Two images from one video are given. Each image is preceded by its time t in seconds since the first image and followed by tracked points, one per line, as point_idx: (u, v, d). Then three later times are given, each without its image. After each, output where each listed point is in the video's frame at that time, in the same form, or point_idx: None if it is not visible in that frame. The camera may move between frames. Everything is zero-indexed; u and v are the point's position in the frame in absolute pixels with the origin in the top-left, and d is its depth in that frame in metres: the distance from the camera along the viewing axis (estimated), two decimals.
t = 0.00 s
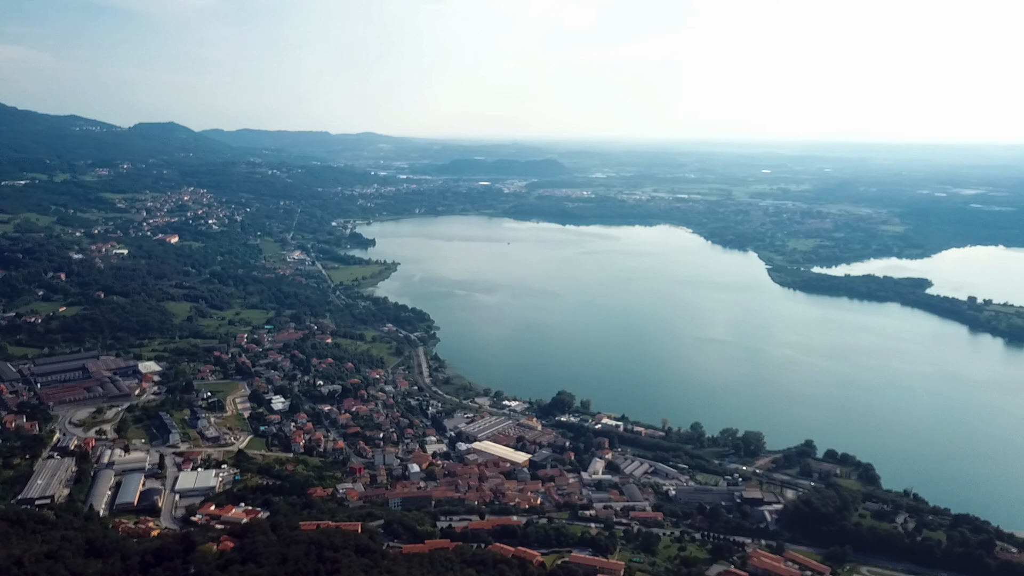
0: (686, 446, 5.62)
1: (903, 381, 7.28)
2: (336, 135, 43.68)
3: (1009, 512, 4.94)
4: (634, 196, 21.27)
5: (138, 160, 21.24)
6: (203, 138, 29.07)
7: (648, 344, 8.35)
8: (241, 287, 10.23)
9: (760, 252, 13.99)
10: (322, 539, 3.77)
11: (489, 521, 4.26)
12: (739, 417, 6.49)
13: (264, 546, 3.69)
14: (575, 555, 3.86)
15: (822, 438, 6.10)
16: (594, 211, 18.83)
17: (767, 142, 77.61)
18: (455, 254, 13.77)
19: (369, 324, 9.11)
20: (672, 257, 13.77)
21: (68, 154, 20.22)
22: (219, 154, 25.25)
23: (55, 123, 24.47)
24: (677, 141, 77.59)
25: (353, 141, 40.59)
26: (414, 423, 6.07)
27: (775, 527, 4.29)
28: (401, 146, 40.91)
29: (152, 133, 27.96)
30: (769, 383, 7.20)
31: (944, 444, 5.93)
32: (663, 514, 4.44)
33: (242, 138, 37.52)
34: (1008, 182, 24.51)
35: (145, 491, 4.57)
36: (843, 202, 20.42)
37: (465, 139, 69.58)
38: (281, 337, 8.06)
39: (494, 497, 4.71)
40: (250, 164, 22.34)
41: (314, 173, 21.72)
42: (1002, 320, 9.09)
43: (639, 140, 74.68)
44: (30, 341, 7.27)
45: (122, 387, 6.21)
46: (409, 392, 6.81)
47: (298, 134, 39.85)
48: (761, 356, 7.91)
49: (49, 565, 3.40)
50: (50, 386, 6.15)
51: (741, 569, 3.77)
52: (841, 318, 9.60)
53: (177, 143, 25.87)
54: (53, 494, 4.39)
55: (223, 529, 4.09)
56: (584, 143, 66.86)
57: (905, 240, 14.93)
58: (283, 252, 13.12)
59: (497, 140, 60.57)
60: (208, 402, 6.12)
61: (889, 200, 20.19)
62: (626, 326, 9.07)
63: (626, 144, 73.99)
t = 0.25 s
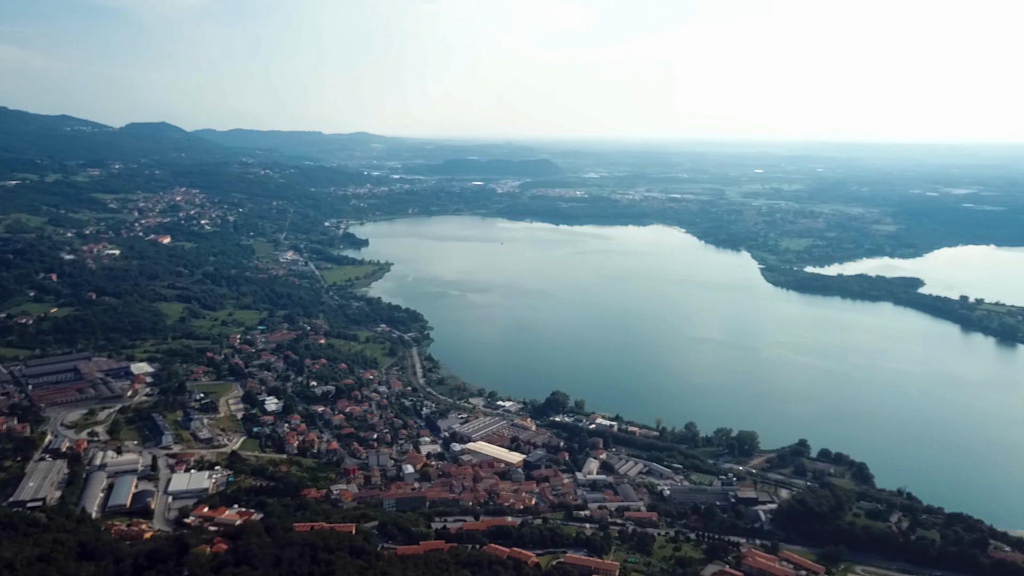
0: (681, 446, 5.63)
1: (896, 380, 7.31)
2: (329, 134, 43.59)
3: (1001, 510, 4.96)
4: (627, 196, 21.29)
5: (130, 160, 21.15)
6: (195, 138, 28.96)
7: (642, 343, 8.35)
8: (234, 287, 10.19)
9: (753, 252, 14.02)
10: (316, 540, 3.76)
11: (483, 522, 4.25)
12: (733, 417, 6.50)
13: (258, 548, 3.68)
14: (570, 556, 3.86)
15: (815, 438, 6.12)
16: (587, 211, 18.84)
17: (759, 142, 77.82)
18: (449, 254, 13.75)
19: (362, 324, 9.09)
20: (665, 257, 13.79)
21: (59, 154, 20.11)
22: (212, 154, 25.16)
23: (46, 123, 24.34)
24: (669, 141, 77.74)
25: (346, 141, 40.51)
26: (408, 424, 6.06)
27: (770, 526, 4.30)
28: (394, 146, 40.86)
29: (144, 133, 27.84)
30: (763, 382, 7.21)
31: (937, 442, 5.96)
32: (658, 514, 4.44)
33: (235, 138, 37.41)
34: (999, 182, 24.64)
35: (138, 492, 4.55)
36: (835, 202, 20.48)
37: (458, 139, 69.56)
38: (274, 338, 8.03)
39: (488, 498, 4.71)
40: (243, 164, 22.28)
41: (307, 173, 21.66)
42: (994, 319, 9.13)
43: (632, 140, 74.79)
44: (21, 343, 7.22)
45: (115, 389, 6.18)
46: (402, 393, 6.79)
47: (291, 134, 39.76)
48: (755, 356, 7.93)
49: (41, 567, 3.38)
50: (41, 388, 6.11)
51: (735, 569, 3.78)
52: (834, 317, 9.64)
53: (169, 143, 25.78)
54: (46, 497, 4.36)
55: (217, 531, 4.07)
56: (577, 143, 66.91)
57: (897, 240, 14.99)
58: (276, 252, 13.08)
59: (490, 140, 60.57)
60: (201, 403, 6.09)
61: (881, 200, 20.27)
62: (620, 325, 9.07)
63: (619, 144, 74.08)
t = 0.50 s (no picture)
0: (674, 446, 5.63)
1: (888, 379, 7.34)
2: (320, 134, 43.49)
3: (993, 509, 4.99)
4: (619, 196, 21.31)
5: (120, 160, 21.04)
6: (186, 138, 28.84)
7: (635, 343, 8.36)
8: (226, 288, 10.14)
9: (745, 251, 14.06)
10: (309, 543, 3.74)
11: (477, 522, 4.24)
12: (726, 416, 6.51)
13: (250, 551, 3.66)
14: (564, 557, 3.85)
15: (808, 437, 6.13)
16: (579, 211, 18.85)
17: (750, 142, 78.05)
18: (441, 254, 13.73)
19: (355, 324, 9.07)
20: (657, 257, 13.81)
21: (49, 155, 19.99)
22: (202, 154, 25.05)
23: (35, 123, 24.18)
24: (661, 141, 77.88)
25: (338, 141, 40.42)
26: (401, 424, 6.05)
27: (763, 526, 4.31)
28: (386, 146, 40.81)
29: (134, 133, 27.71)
30: (756, 381, 7.22)
31: (928, 441, 5.99)
32: (651, 515, 4.45)
33: (226, 138, 37.28)
34: (988, 181, 24.79)
35: (129, 495, 4.52)
36: (826, 201, 20.56)
37: (450, 139, 69.52)
38: (266, 339, 8.00)
39: (482, 499, 4.70)
40: (234, 164, 22.20)
41: (299, 173, 21.59)
42: (984, 318, 9.19)
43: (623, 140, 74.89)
44: (11, 344, 7.17)
45: (106, 391, 6.14)
46: (395, 393, 6.77)
47: (282, 134, 39.65)
48: (748, 355, 7.94)
49: (31, 571, 3.35)
50: (31, 390, 6.07)
51: (729, 569, 3.78)
52: (826, 316, 9.67)
53: (159, 143, 25.67)
54: (36, 500, 4.33)
55: (209, 533, 4.05)
56: (569, 143, 66.95)
57: (888, 239, 15.06)
58: (267, 252, 13.04)
59: (482, 140, 60.54)
60: (193, 404, 6.06)
61: (872, 199, 20.35)
62: (613, 325, 9.08)
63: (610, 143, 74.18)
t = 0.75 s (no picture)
0: (669, 446, 5.64)
1: (881, 378, 7.36)
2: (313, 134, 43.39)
3: (987, 508, 5.00)
4: (613, 196, 21.34)
5: (112, 160, 20.95)
6: (179, 138, 28.74)
7: (629, 343, 8.36)
8: (219, 289, 10.11)
9: (738, 251, 14.09)
10: (303, 544, 3.73)
11: (472, 523, 4.24)
12: (720, 416, 6.51)
13: (244, 553, 3.64)
14: (559, 557, 3.85)
15: (802, 436, 6.15)
16: (573, 211, 18.87)
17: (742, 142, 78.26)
18: (435, 254, 13.72)
19: (348, 325, 9.04)
20: (651, 256, 13.82)
21: (40, 155, 19.89)
22: (195, 154, 24.97)
23: (26, 123, 24.06)
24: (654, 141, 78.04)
25: (331, 141, 40.34)
26: (395, 425, 6.03)
27: (758, 526, 4.31)
28: (380, 146, 40.76)
29: (126, 133, 27.60)
30: (749, 381, 7.24)
31: (922, 440, 6.01)
32: (646, 514, 4.45)
33: (219, 138, 37.17)
34: (979, 180, 24.92)
35: (122, 497, 4.49)
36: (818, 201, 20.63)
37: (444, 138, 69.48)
38: (260, 340, 7.97)
39: (477, 500, 4.69)
40: (226, 164, 22.13)
41: (292, 174, 21.54)
42: (976, 317, 9.23)
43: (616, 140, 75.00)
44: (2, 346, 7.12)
45: (98, 392, 6.11)
46: (389, 394, 6.76)
47: (275, 134, 39.55)
48: (742, 355, 7.95)
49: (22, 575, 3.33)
50: (23, 391, 6.03)
51: (724, 570, 3.78)
52: (820, 316, 9.70)
53: (152, 143, 25.57)
54: (28, 502, 4.30)
55: (202, 536, 4.03)
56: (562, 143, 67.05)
57: (880, 239, 15.11)
58: (260, 253, 13.00)
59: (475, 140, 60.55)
60: (186, 406, 6.04)
61: (864, 199, 20.43)
62: (607, 325, 9.08)
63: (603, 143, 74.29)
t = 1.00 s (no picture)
0: (661, 445, 5.64)
1: (872, 376, 7.39)
2: (304, 134, 43.25)
3: (977, 506, 5.03)
4: (604, 195, 21.36)
5: (101, 160, 20.82)
6: (168, 138, 28.60)
7: (620, 343, 8.37)
8: (209, 289, 10.06)
9: (730, 251, 14.12)
10: (296, 546, 3.71)
11: (465, 524, 4.23)
12: (712, 415, 6.52)
13: (236, 555, 3.62)
14: (552, 558, 3.84)
15: (793, 434, 6.17)
16: (565, 211, 18.87)
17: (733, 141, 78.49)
18: (426, 254, 13.70)
19: (340, 325, 9.01)
20: (642, 256, 13.84)
21: (28, 155, 19.74)
22: (185, 154, 24.84)
23: (14, 123, 23.89)
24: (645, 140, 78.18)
25: (321, 141, 40.23)
26: (387, 426, 6.01)
27: (751, 525, 4.32)
28: (371, 146, 40.67)
29: (115, 133, 27.44)
30: (740, 380, 7.26)
31: (912, 439, 6.04)
32: (639, 514, 4.45)
33: (209, 138, 36.99)
34: (968, 180, 25.07)
35: (112, 499, 4.46)
36: (809, 200, 20.72)
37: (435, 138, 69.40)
38: (251, 341, 7.93)
39: (469, 500, 4.68)
40: (216, 164, 22.03)
41: (282, 173, 21.47)
42: (966, 316, 9.29)
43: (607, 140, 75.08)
44: None
45: (88, 394, 6.06)
46: (381, 395, 6.74)
47: (266, 134, 39.39)
48: (734, 354, 7.97)
49: None
50: (12, 393, 5.98)
51: (718, 569, 3.79)
52: (811, 315, 9.73)
53: (141, 143, 25.42)
54: (17, 505, 4.27)
55: (194, 538, 4.00)
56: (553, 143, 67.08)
57: (870, 238, 15.19)
58: (251, 253, 12.94)
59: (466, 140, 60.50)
60: (176, 407, 6.00)
61: (854, 198, 20.53)
62: (598, 324, 9.09)
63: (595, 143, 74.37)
